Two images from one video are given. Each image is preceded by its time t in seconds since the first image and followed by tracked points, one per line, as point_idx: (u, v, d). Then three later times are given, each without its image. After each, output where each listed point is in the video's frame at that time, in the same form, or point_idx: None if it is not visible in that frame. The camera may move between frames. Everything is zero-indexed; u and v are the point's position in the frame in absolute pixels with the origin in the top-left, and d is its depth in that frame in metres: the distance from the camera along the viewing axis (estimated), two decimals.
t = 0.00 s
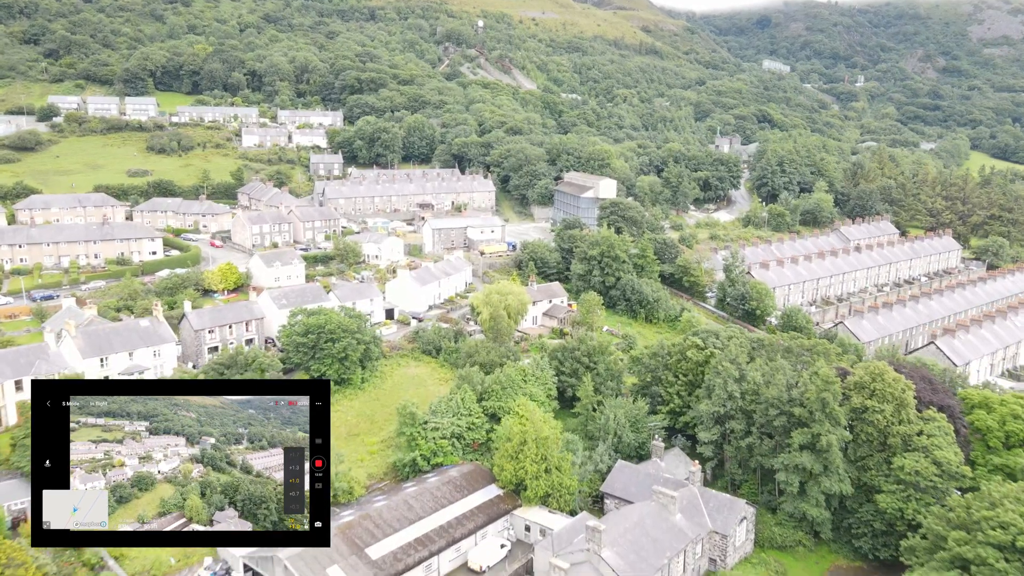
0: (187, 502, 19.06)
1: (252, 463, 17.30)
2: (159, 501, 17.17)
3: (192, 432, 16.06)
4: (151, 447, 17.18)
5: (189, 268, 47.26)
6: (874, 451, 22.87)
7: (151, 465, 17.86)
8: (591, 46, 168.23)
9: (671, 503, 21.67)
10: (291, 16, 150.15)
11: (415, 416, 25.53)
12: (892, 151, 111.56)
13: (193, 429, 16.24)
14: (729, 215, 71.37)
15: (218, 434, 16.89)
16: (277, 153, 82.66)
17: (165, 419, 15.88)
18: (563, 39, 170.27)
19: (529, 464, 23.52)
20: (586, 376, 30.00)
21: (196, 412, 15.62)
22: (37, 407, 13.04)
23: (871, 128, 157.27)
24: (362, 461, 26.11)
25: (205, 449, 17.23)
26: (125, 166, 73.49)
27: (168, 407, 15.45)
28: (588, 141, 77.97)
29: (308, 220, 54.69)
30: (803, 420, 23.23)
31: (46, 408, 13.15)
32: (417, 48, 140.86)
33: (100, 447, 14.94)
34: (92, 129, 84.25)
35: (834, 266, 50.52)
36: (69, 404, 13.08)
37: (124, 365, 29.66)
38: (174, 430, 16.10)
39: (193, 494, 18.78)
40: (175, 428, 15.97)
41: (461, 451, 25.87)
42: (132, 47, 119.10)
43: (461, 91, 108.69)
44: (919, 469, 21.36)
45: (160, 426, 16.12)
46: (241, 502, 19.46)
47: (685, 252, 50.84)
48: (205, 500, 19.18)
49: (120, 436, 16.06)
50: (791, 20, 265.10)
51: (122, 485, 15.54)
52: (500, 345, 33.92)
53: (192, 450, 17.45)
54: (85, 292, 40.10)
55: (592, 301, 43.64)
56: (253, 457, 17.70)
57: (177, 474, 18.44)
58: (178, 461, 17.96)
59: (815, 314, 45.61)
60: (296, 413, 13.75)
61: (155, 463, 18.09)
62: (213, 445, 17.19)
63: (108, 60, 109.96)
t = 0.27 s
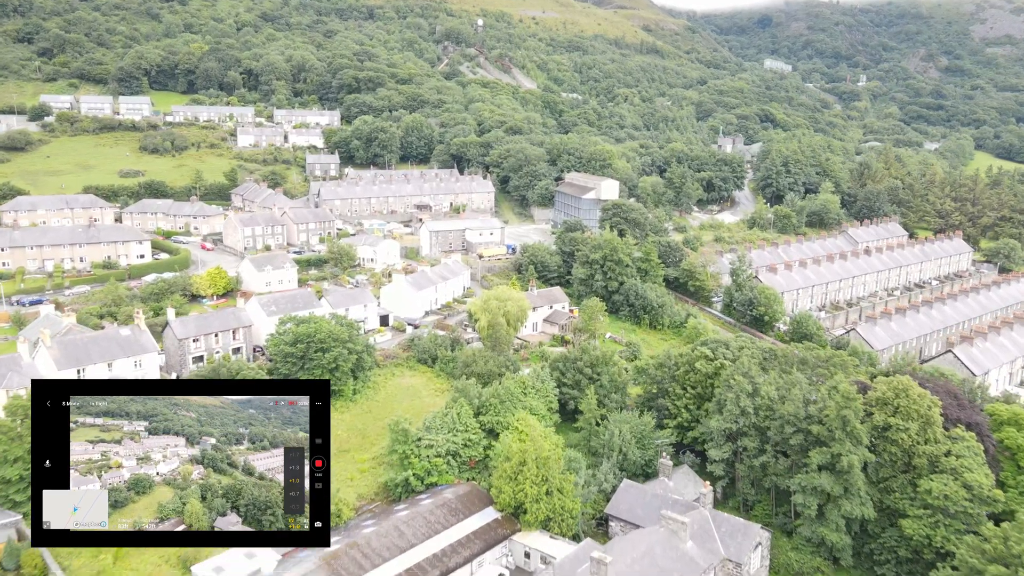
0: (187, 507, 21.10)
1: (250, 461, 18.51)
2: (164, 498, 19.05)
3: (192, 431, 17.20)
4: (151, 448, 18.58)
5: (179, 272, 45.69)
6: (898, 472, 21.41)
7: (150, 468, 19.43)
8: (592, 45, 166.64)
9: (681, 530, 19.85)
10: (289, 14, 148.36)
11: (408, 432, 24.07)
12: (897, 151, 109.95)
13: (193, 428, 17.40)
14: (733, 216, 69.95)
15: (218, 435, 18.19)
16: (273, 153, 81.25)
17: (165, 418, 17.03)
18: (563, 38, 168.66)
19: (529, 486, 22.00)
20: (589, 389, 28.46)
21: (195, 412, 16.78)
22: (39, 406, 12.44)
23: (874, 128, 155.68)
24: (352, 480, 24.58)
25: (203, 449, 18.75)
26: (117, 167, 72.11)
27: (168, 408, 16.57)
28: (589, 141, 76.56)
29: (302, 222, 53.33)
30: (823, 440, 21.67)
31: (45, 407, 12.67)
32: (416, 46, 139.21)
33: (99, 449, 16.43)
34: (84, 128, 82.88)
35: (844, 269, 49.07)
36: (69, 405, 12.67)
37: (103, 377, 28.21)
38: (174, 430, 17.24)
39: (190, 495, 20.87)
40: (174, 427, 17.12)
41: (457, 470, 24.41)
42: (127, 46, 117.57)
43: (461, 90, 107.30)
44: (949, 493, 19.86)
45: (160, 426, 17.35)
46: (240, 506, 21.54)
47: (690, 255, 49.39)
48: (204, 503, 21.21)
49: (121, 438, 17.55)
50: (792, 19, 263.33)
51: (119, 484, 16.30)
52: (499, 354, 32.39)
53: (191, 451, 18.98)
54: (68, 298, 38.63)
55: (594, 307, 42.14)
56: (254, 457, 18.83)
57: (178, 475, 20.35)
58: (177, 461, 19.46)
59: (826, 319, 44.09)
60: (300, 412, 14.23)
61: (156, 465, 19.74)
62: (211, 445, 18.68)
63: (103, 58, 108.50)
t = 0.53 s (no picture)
0: (186, 512, 19.76)
1: (250, 463, 19.01)
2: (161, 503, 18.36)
3: (193, 431, 18.05)
4: (150, 448, 18.79)
5: (167, 276, 44.07)
6: (925, 497, 19.99)
7: (147, 470, 19.02)
8: (592, 45, 165.11)
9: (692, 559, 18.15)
10: (286, 12, 146.56)
11: (400, 450, 22.60)
12: (901, 151, 108.21)
13: (193, 428, 18.19)
14: (737, 218, 68.48)
15: (218, 436, 18.84)
16: (268, 153, 79.83)
17: (164, 418, 17.84)
18: (564, 37, 167.11)
19: (528, 510, 20.48)
20: (593, 402, 26.98)
21: (196, 412, 17.69)
22: (42, 405, 15.03)
23: (877, 128, 154.02)
24: (340, 502, 23.03)
25: (204, 450, 19.36)
26: (109, 167, 70.72)
27: (169, 407, 17.41)
28: (590, 140, 75.09)
29: (295, 223, 51.72)
30: (845, 461, 20.17)
31: (50, 408, 15.10)
32: (415, 45, 137.58)
33: (97, 449, 16.94)
34: (76, 128, 81.52)
35: (853, 273, 47.60)
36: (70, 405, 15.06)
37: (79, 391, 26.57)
38: (173, 429, 17.95)
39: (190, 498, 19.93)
40: (173, 427, 17.90)
41: (452, 491, 22.96)
42: (122, 44, 116.08)
43: (459, 90, 105.85)
44: (983, 520, 18.35)
45: (160, 426, 18.01)
46: (242, 512, 20.63)
47: (695, 258, 47.90)
48: (203, 508, 20.15)
49: (120, 437, 17.65)
50: (794, 18, 261.29)
51: (117, 487, 17.06)
52: (498, 364, 30.87)
53: (191, 452, 19.43)
54: (51, 304, 37.26)
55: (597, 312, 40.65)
56: (255, 458, 19.20)
57: (177, 478, 19.84)
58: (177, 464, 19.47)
59: (837, 325, 42.54)
60: (297, 412, 15.68)
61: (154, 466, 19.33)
62: (213, 446, 19.33)
63: (97, 57, 107.05)
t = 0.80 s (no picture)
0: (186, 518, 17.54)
1: (252, 465, 17.41)
2: (160, 506, 16.89)
3: (192, 431, 16.69)
4: (150, 449, 17.78)
5: (155, 280, 42.66)
6: (958, 525, 18.47)
7: (145, 472, 17.79)
8: (593, 44, 163.65)
9: None
10: (283, 11, 145.03)
11: (392, 472, 21.02)
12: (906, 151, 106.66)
13: (193, 429, 16.86)
14: (742, 219, 67.02)
15: (218, 436, 17.22)
16: (263, 153, 78.33)
17: (163, 419, 16.58)
18: (564, 36, 165.66)
19: (528, 539, 18.99)
20: (597, 418, 25.50)
21: (195, 411, 16.29)
22: (40, 405, 13.46)
23: (880, 127, 152.52)
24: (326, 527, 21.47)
25: (205, 450, 17.71)
26: (100, 167, 69.26)
27: (168, 407, 16.09)
28: (591, 140, 73.62)
29: (288, 226, 50.30)
30: (870, 487, 18.67)
31: (47, 408, 13.69)
32: (414, 44, 136.07)
33: (95, 449, 15.64)
34: (67, 128, 80.04)
35: (864, 277, 46.10)
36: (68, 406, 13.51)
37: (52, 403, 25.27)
38: (173, 430, 16.68)
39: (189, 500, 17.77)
40: (173, 427, 16.61)
41: (447, 516, 21.46)
42: (117, 43, 114.63)
43: (459, 89, 104.41)
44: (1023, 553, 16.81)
45: (159, 426, 16.82)
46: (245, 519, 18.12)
47: (701, 261, 46.46)
48: (204, 513, 17.65)
49: (119, 437, 16.54)
50: (795, 18, 259.59)
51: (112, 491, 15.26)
52: (497, 375, 29.37)
53: (191, 453, 17.91)
54: (33, 310, 35.85)
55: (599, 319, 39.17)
56: (258, 459, 17.56)
57: (177, 479, 18.25)
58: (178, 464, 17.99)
59: (849, 332, 41.06)
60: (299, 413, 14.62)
61: (154, 468, 18.15)
62: (213, 446, 17.63)
63: (91, 56, 105.62)
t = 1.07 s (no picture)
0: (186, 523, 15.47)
1: (257, 465, 15.75)
2: (158, 510, 14.31)
3: (193, 432, 15.02)
4: (147, 450, 15.75)
5: (142, 285, 41.27)
6: (992, 556, 17.07)
7: (142, 474, 15.63)
8: (593, 43, 162.41)
9: None
10: (281, 10, 143.68)
11: (381, 496, 19.60)
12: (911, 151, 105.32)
13: (193, 429, 15.18)
14: (747, 221, 65.59)
15: (220, 435, 15.61)
16: (259, 153, 76.84)
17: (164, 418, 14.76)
18: (564, 35, 164.41)
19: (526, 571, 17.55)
20: (600, 435, 24.06)
21: (195, 410, 14.63)
22: (40, 406, 12.43)
23: (882, 127, 151.18)
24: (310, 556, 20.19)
25: (205, 451, 15.98)
26: (92, 167, 67.77)
27: (167, 407, 14.44)
28: (593, 140, 72.24)
29: (281, 228, 48.80)
30: (898, 517, 17.22)
31: (49, 407, 12.62)
32: (413, 43, 134.80)
33: (90, 451, 13.80)
34: (60, 127, 78.63)
35: (874, 281, 44.68)
36: (70, 405, 12.62)
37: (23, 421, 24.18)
38: (173, 429, 14.91)
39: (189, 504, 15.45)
40: (173, 427, 14.83)
41: (440, 543, 20.01)
42: (112, 42, 113.29)
43: (458, 88, 103.05)
44: None
45: (159, 426, 14.93)
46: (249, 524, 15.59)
47: (706, 265, 45.07)
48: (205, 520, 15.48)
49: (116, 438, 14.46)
50: (796, 17, 257.95)
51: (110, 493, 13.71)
52: (494, 387, 27.94)
53: (191, 453, 16.07)
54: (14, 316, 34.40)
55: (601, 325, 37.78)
56: (263, 460, 15.83)
57: (177, 481, 16.14)
58: (178, 466, 16.03)
59: (861, 339, 39.61)
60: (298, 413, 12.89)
61: (152, 471, 15.95)
62: (215, 446, 15.97)
63: (85, 55, 104.33)
